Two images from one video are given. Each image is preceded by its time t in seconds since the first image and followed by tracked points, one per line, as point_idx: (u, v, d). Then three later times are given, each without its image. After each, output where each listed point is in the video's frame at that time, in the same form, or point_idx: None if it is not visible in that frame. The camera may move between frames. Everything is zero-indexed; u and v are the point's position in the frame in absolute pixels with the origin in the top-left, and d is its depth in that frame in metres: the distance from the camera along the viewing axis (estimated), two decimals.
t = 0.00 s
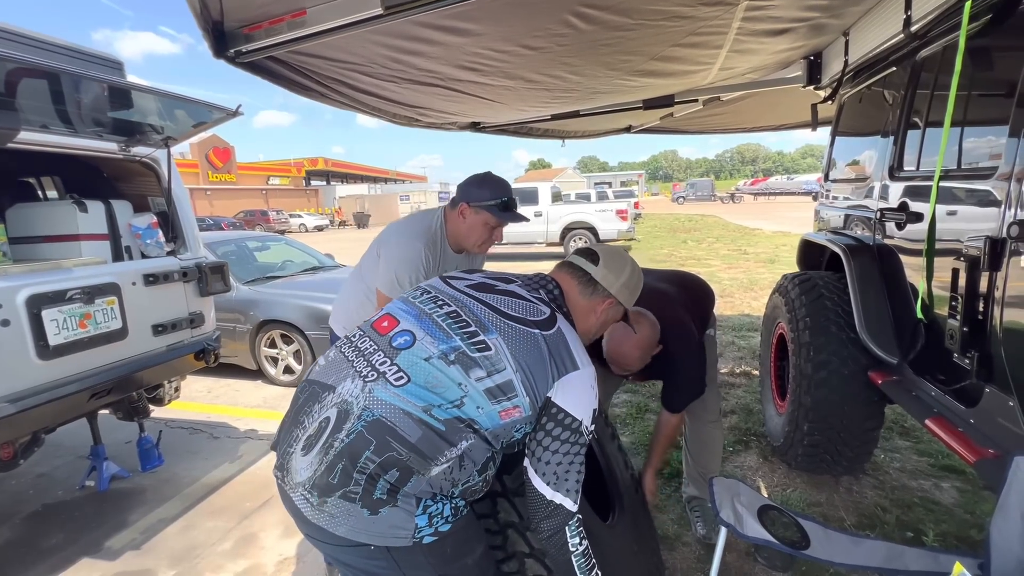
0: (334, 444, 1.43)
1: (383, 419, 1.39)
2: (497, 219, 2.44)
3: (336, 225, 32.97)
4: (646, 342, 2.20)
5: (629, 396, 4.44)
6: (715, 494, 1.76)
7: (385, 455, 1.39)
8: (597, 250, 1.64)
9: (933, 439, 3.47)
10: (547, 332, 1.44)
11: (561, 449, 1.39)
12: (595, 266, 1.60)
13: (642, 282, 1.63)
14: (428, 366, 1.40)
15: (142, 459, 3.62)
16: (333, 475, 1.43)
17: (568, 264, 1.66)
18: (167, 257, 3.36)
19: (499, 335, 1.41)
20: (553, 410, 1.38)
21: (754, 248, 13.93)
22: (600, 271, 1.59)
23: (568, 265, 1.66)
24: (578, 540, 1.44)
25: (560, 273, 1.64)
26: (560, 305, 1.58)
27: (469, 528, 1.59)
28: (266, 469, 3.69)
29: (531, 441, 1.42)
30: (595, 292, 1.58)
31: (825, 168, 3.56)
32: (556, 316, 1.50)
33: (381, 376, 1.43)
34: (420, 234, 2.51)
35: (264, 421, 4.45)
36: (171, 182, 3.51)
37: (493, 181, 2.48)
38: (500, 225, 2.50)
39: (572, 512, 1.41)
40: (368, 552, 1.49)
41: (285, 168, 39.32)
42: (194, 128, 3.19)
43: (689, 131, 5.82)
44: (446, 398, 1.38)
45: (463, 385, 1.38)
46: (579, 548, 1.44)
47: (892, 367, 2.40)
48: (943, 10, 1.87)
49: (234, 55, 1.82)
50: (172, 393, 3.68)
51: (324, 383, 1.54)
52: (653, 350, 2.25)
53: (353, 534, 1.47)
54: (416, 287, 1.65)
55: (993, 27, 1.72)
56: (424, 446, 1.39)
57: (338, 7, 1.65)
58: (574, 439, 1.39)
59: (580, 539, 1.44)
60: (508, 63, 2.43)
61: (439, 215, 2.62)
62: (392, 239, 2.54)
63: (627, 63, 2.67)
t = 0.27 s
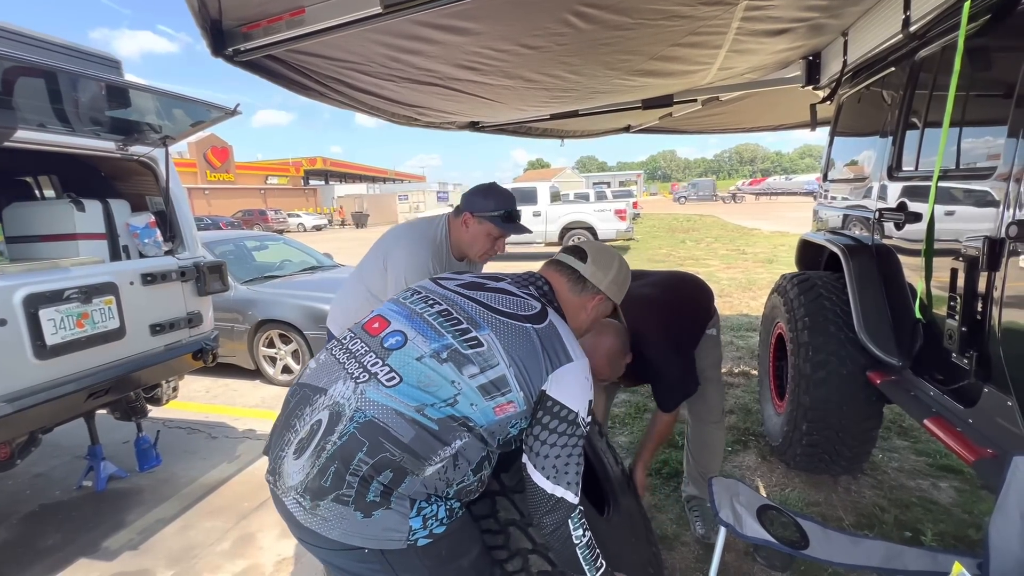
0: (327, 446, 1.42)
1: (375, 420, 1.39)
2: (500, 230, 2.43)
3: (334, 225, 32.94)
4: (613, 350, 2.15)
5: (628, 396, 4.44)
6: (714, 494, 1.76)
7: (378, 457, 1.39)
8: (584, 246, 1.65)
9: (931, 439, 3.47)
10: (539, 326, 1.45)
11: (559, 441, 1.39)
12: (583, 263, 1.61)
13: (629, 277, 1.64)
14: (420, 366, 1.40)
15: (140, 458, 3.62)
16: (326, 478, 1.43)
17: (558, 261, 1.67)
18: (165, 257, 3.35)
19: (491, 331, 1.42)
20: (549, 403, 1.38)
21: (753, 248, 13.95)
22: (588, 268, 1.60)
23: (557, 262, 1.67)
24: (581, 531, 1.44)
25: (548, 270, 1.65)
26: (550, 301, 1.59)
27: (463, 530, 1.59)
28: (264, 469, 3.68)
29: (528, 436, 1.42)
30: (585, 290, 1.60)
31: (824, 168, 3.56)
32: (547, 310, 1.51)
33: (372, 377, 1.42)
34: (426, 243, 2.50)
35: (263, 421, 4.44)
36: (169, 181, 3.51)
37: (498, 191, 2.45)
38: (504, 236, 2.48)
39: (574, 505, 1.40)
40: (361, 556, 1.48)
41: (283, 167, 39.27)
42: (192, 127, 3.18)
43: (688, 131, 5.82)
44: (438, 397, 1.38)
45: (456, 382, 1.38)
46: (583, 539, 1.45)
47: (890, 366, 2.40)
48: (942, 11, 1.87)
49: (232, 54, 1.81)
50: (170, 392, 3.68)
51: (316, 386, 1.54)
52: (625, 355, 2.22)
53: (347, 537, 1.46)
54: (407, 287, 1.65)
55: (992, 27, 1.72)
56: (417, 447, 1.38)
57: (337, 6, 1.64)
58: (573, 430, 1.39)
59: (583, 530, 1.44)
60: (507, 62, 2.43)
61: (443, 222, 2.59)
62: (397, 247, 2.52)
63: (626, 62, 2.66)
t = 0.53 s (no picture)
0: (322, 453, 1.43)
1: (370, 425, 1.39)
2: (502, 246, 2.37)
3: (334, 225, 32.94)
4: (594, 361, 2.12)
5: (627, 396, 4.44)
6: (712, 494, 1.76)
7: (373, 462, 1.39)
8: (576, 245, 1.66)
9: (929, 440, 3.48)
10: (531, 323, 1.46)
11: (558, 437, 1.39)
12: (576, 262, 1.62)
13: (621, 273, 1.67)
14: (413, 369, 1.40)
15: (139, 459, 3.61)
16: (322, 485, 1.43)
17: (550, 259, 1.67)
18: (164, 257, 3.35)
19: (483, 330, 1.42)
20: (544, 400, 1.39)
21: (751, 249, 13.97)
22: (582, 267, 1.61)
23: (549, 260, 1.66)
24: (587, 526, 1.44)
25: (541, 268, 1.65)
26: (543, 299, 1.60)
27: (462, 532, 1.59)
28: (263, 469, 3.68)
29: (527, 434, 1.43)
30: (579, 289, 1.61)
31: (822, 168, 3.57)
32: (539, 307, 1.52)
33: (365, 382, 1.42)
34: (428, 256, 2.50)
35: (261, 421, 4.44)
36: (168, 181, 3.52)
37: (502, 208, 2.41)
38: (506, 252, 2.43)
39: (579, 500, 1.40)
40: (360, 561, 1.48)
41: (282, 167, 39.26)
42: (191, 127, 3.18)
43: (687, 132, 5.83)
44: (432, 400, 1.38)
45: (450, 384, 1.38)
46: (590, 534, 1.45)
47: (888, 367, 2.41)
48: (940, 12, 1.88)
49: (231, 54, 1.82)
50: (169, 393, 3.67)
51: (309, 393, 1.54)
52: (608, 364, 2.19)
53: (345, 543, 1.46)
54: (398, 291, 1.65)
55: (989, 28, 1.73)
56: (412, 451, 1.38)
57: (336, 6, 1.64)
58: (571, 425, 1.40)
59: (589, 525, 1.44)
60: (506, 62, 2.43)
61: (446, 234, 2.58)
62: (399, 258, 2.52)
63: (625, 63, 2.67)
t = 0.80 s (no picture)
0: (327, 449, 1.43)
1: (374, 421, 1.39)
2: (509, 255, 2.32)
3: (333, 226, 32.96)
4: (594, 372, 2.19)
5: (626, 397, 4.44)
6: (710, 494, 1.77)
7: (377, 458, 1.40)
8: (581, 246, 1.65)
9: (928, 440, 3.48)
10: (533, 320, 1.46)
11: (559, 434, 1.39)
12: (581, 263, 1.62)
13: (626, 276, 1.66)
14: (416, 366, 1.40)
15: (138, 458, 3.61)
16: (327, 479, 1.43)
17: (555, 259, 1.67)
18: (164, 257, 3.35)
19: (485, 327, 1.43)
20: (546, 396, 1.39)
21: (751, 250, 13.98)
22: (586, 268, 1.60)
23: (553, 261, 1.67)
24: (589, 520, 1.44)
25: (545, 269, 1.66)
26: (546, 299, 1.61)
27: (465, 529, 1.60)
28: (262, 469, 3.68)
29: (528, 431, 1.43)
30: (583, 289, 1.61)
31: (822, 169, 3.57)
32: (542, 304, 1.52)
33: (370, 379, 1.43)
34: (433, 258, 2.51)
35: (261, 421, 4.44)
36: (168, 181, 3.52)
37: (509, 217, 2.39)
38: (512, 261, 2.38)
39: (580, 496, 1.42)
40: (364, 555, 1.49)
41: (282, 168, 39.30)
42: (191, 128, 3.18)
43: (686, 133, 5.84)
44: (435, 396, 1.39)
45: (452, 381, 1.39)
46: (591, 528, 1.45)
47: (887, 367, 2.41)
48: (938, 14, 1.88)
49: (232, 55, 1.82)
50: (169, 393, 3.67)
51: (315, 389, 1.54)
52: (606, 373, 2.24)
53: (350, 537, 1.46)
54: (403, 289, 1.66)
55: (987, 30, 1.74)
56: (416, 446, 1.39)
57: (336, 7, 1.65)
58: (572, 422, 1.40)
59: (591, 519, 1.45)
60: (507, 63, 2.44)
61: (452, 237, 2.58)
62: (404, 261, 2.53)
63: (625, 64, 2.68)
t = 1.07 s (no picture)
0: (332, 443, 1.43)
1: (380, 416, 1.40)
2: (511, 249, 2.34)
3: (334, 226, 33.00)
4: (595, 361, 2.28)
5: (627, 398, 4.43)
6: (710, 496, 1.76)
7: (383, 452, 1.40)
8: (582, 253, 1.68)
9: (928, 443, 3.48)
10: (537, 320, 1.50)
11: (559, 433, 1.41)
12: (582, 271, 1.65)
13: (625, 285, 1.70)
14: (423, 363, 1.43)
15: (139, 459, 3.61)
16: (332, 474, 1.43)
17: (556, 266, 1.70)
18: (165, 258, 3.35)
19: (490, 326, 1.46)
20: (549, 394, 1.42)
21: (751, 252, 13.97)
22: (587, 276, 1.63)
23: (555, 268, 1.69)
24: (588, 524, 1.45)
25: (547, 276, 1.68)
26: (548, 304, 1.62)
27: (468, 527, 1.59)
28: (262, 470, 3.68)
29: (529, 430, 1.45)
30: (583, 296, 1.63)
31: (822, 171, 3.58)
32: (545, 306, 1.57)
33: (377, 375, 1.44)
34: (436, 258, 2.47)
35: (261, 422, 4.44)
36: (170, 182, 3.52)
37: (509, 211, 2.38)
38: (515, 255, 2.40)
39: (580, 499, 1.42)
40: (366, 552, 1.48)
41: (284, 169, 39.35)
42: (193, 129, 3.19)
43: (687, 134, 5.85)
44: (441, 393, 1.41)
45: (458, 378, 1.41)
46: (591, 531, 1.46)
47: (887, 369, 2.41)
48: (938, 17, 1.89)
49: (234, 56, 1.83)
50: (169, 393, 3.68)
51: (320, 386, 1.55)
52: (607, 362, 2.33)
53: (352, 533, 1.46)
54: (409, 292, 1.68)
55: (987, 33, 1.74)
56: (421, 442, 1.40)
57: (338, 10, 1.65)
58: (573, 422, 1.41)
59: (590, 523, 1.45)
60: (507, 65, 2.44)
61: (454, 235, 2.54)
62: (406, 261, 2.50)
63: (626, 66, 2.68)
